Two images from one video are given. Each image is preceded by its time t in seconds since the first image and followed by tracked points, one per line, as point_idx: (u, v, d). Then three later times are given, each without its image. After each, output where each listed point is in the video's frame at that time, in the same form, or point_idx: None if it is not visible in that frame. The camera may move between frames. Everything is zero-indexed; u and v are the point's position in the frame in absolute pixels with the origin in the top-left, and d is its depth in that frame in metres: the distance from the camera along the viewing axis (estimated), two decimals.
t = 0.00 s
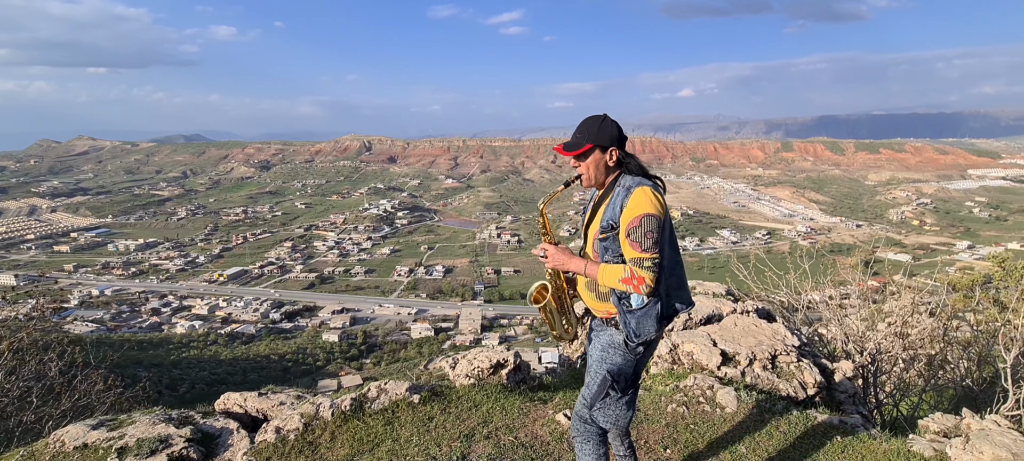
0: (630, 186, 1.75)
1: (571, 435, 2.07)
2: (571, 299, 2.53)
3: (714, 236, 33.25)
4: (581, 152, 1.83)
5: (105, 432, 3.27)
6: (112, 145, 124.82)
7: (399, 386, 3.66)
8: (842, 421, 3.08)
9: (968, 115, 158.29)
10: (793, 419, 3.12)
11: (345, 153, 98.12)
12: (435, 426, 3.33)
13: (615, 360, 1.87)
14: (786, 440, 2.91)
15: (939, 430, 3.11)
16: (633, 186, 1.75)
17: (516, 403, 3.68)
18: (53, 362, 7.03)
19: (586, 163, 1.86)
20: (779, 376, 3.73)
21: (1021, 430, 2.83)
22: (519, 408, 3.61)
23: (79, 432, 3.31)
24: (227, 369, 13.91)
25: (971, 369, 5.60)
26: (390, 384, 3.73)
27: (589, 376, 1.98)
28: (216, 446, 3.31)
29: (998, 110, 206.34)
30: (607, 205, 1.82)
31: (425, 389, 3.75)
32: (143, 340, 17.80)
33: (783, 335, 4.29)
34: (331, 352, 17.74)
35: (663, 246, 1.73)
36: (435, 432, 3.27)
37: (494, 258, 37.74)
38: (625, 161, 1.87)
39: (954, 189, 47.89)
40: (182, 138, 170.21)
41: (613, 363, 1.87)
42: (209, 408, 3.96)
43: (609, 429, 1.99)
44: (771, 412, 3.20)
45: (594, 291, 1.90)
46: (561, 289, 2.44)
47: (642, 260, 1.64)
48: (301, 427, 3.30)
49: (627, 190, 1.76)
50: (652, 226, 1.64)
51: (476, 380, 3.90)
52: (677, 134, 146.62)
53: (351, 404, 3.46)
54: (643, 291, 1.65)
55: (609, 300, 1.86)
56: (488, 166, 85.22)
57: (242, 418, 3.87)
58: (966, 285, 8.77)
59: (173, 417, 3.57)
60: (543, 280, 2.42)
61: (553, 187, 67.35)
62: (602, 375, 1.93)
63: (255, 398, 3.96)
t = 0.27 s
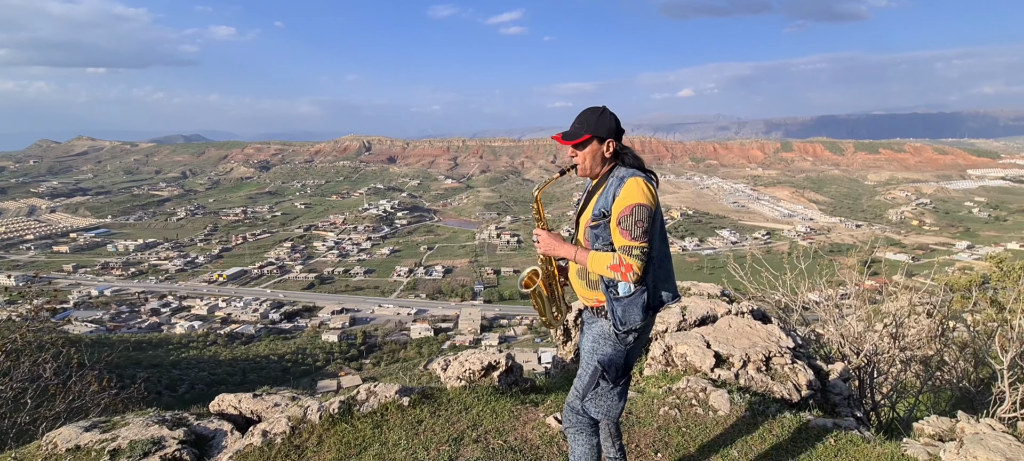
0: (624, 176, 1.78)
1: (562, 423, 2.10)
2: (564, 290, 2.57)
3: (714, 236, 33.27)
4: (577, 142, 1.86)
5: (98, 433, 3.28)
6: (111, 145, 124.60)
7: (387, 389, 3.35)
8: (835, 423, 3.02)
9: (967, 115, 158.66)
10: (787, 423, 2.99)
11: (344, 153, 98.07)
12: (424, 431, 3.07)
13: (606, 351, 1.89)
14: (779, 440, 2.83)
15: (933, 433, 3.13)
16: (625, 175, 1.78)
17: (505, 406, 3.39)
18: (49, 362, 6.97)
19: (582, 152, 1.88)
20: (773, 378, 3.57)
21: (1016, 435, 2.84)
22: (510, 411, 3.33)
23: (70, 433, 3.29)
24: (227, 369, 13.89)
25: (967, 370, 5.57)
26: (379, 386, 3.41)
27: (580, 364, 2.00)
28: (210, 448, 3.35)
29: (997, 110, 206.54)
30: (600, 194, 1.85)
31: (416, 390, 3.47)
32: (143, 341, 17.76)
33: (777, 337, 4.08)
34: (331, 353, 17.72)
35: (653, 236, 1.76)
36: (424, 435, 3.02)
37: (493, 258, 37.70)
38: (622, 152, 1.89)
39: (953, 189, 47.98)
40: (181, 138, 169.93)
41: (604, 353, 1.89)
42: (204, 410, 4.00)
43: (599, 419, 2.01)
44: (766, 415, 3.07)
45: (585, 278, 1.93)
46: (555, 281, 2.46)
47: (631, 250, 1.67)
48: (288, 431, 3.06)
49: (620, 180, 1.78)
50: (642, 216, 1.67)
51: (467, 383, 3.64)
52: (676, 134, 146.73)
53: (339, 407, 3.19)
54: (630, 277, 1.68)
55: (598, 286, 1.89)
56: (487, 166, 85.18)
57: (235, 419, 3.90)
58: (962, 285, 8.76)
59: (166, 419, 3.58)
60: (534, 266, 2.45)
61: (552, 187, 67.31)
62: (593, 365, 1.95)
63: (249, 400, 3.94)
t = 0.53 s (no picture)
0: (612, 174, 1.72)
1: (549, 431, 2.04)
2: (551, 295, 2.53)
3: (712, 236, 33.24)
4: (564, 138, 1.81)
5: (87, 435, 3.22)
6: (108, 144, 124.04)
7: (375, 392, 3.31)
8: (831, 428, 2.96)
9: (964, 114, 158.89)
10: (783, 429, 2.91)
11: (343, 152, 97.82)
12: (411, 435, 3.00)
13: (593, 358, 1.83)
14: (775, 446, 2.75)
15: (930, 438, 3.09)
16: (613, 174, 1.73)
17: (496, 410, 3.34)
18: (42, 363, 6.89)
19: (568, 149, 1.83)
20: (768, 382, 3.50)
21: (1016, 442, 2.80)
22: (500, 416, 3.28)
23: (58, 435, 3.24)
24: (225, 368, 13.82)
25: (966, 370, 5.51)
26: (366, 390, 3.38)
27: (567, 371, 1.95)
28: (200, 450, 3.28)
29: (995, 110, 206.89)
30: (587, 194, 1.80)
31: (404, 394, 3.40)
32: (140, 340, 17.66)
33: (773, 338, 4.02)
34: (330, 352, 17.66)
35: (641, 234, 1.71)
36: (411, 440, 2.95)
37: (492, 257, 37.64)
38: (608, 149, 1.84)
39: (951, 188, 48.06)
40: (179, 137, 169.26)
41: (592, 362, 1.83)
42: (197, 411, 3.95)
43: (586, 428, 1.96)
44: (760, 419, 2.99)
45: (573, 281, 1.87)
46: (542, 286, 2.42)
47: (617, 249, 1.61)
48: (271, 437, 2.99)
49: (608, 178, 1.73)
50: (630, 215, 1.61)
51: (456, 386, 3.58)
52: (675, 134, 146.68)
53: (325, 411, 3.13)
54: (618, 278, 1.62)
55: (586, 290, 1.82)
56: (486, 165, 85.03)
57: (226, 421, 3.84)
58: (961, 285, 8.72)
59: (156, 420, 3.51)
60: (520, 268, 2.40)
61: (551, 187, 67.22)
62: (581, 373, 1.89)
63: (241, 401, 3.89)
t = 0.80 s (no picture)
0: (598, 175, 1.69)
1: (543, 445, 2.03)
2: (540, 299, 2.51)
3: (709, 236, 33.26)
4: (546, 141, 1.77)
5: (74, 439, 3.18)
6: (103, 144, 123.25)
7: (363, 398, 3.22)
8: (827, 433, 2.95)
9: (960, 115, 159.53)
10: (778, 435, 2.89)
11: (339, 152, 97.52)
12: (398, 442, 2.89)
13: (586, 368, 1.80)
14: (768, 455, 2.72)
15: (932, 445, 3.07)
16: (599, 175, 1.69)
17: (488, 416, 3.26)
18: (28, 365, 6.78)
19: (550, 150, 1.79)
20: (766, 386, 3.49)
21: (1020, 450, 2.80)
22: (490, 422, 3.20)
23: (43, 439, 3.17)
24: (219, 369, 13.74)
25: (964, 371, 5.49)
26: (354, 394, 3.29)
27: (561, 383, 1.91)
28: (190, 454, 3.26)
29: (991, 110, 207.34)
30: (572, 198, 1.76)
31: (392, 399, 3.31)
32: (134, 341, 17.54)
33: (769, 341, 4.03)
34: (326, 353, 17.59)
35: (633, 237, 1.67)
36: (399, 448, 2.84)
37: (489, 257, 37.60)
38: (593, 147, 1.80)
39: (946, 188, 48.27)
40: (175, 137, 168.15)
41: (584, 371, 1.80)
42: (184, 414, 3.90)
43: (581, 438, 1.96)
44: (756, 425, 2.97)
45: (564, 287, 1.84)
46: (530, 292, 2.41)
47: (608, 254, 1.57)
48: (253, 444, 2.86)
49: (593, 179, 1.69)
50: (619, 218, 1.58)
51: (447, 390, 3.49)
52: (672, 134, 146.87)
53: (308, 418, 3.01)
54: (610, 285, 1.58)
55: (576, 295, 1.80)
56: (483, 165, 84.90)
57: (215, 422, 3.81)
58: (957, 286, 8.72)
59: (146, 423, 3.48)
60: (508, 276, 2.36)
61: (548, 186, 67.13)
62: (574, 383, 1.86)
63: (233, 404, 3.87)
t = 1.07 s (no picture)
0: (576, 189, 1.71)
1: (531, 445, 2.11)
2: (533, 302, 2.58)
3: (706, 236, 33.39)
4: (521, 158, 1.80)
5: (63, 443, 3.23)
6: (99, 144, 122.62)
7: (349, 402, 3.13)
8: (822, 436, 2.95)
9: (956, 114, 160.23)
10: (770, 437, 2.94)
11: (336, 151, 97.37)
12: (385, 448, 2.83)
13: (573, 372, 1.87)
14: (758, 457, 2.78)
15: (927, 448, 3.08)
16: (577, 190, 1.71)
17: (478, 420, 3.17)
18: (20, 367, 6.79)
19: (528, 166, 1.82)
20: (760, 388, 3.54)
21: (1012, 456, 2.86)
22: (480, 426, 3.12)
23: (35, 443, 3.24)
24: (216, 370, 13.76)
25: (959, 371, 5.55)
26: (342, 398, 3.20)
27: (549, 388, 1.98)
28: (179, 457, 3.32)
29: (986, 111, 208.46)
30: (553, 211, 1.79)
31: (381, 402, 3.22)
32: (130, 342, 17.53)
33: (763, 343, 4.08)
34: (323, 353, 17.62)
35: (615, 249, 1.69)
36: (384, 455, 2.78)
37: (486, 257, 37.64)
38: (570, 160, 1.82)
39: (941, 189, 48.59)
40: (171, 137, 167.39)
41: (572, 375, 1.86)
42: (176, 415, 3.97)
43: (567, 439, 2.02)
44: (747, 427, 3.03)
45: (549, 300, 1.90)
46: (521, 296, 2.48)
47: (588, 274, 1.61)
48: (237, 450, 2.82)
49: (573, 194, 1.71)
50: (600, 234, 1.59)
51: (437, 393, 3.42)
52: (669, 134, 147.11)
53: (294, 422, 2.94)
54: (593, 302, 1.63)
55: (561, 305, 1.84)
56: (481, 165, 84.91)
57: (206, 425, 3.86)
58: (950, 286, 8.83)
59: (137, 426, 3.54)
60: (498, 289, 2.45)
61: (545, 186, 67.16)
62: (562, 386, 1.93)
63: (223, 406, 3.94)
